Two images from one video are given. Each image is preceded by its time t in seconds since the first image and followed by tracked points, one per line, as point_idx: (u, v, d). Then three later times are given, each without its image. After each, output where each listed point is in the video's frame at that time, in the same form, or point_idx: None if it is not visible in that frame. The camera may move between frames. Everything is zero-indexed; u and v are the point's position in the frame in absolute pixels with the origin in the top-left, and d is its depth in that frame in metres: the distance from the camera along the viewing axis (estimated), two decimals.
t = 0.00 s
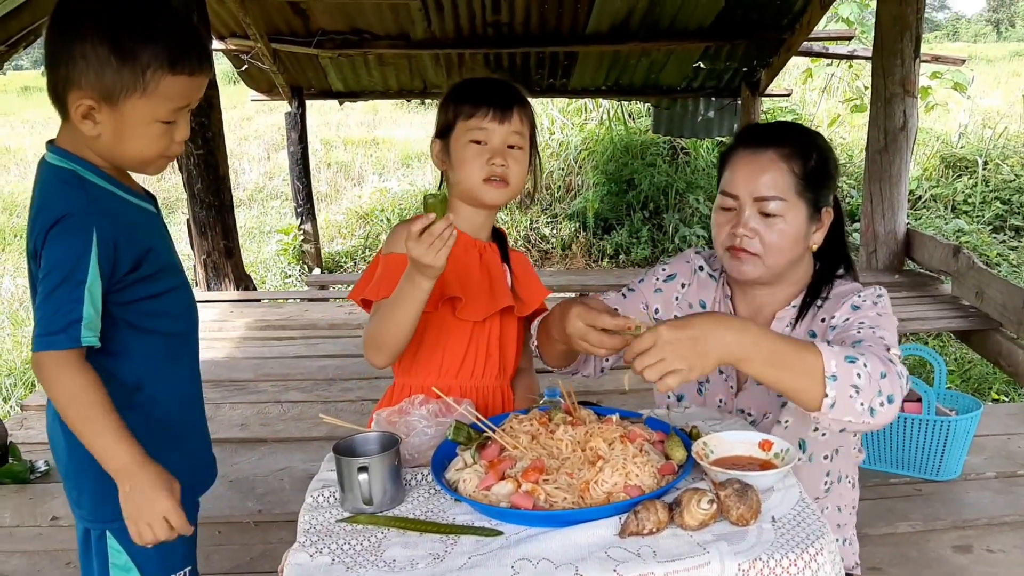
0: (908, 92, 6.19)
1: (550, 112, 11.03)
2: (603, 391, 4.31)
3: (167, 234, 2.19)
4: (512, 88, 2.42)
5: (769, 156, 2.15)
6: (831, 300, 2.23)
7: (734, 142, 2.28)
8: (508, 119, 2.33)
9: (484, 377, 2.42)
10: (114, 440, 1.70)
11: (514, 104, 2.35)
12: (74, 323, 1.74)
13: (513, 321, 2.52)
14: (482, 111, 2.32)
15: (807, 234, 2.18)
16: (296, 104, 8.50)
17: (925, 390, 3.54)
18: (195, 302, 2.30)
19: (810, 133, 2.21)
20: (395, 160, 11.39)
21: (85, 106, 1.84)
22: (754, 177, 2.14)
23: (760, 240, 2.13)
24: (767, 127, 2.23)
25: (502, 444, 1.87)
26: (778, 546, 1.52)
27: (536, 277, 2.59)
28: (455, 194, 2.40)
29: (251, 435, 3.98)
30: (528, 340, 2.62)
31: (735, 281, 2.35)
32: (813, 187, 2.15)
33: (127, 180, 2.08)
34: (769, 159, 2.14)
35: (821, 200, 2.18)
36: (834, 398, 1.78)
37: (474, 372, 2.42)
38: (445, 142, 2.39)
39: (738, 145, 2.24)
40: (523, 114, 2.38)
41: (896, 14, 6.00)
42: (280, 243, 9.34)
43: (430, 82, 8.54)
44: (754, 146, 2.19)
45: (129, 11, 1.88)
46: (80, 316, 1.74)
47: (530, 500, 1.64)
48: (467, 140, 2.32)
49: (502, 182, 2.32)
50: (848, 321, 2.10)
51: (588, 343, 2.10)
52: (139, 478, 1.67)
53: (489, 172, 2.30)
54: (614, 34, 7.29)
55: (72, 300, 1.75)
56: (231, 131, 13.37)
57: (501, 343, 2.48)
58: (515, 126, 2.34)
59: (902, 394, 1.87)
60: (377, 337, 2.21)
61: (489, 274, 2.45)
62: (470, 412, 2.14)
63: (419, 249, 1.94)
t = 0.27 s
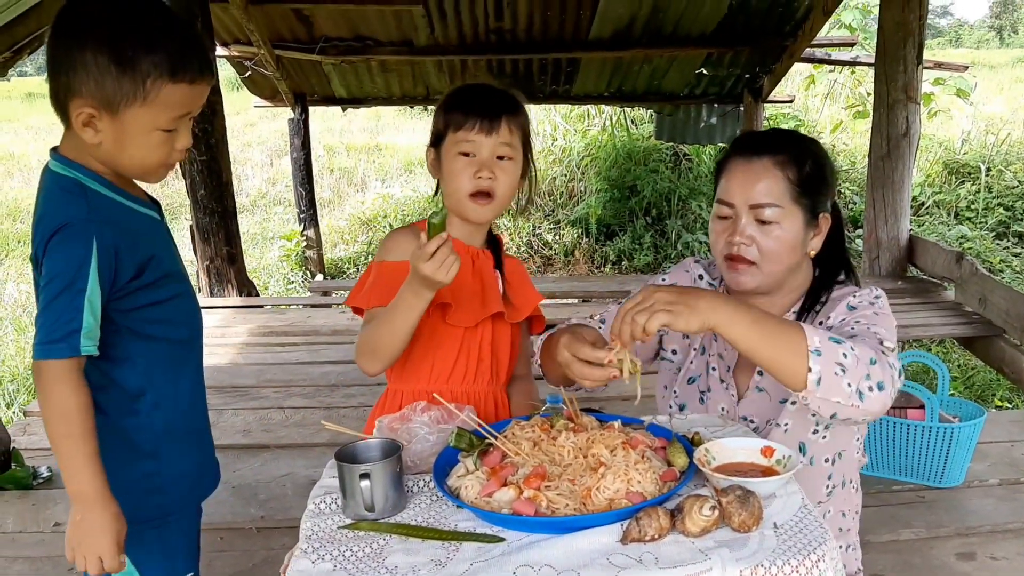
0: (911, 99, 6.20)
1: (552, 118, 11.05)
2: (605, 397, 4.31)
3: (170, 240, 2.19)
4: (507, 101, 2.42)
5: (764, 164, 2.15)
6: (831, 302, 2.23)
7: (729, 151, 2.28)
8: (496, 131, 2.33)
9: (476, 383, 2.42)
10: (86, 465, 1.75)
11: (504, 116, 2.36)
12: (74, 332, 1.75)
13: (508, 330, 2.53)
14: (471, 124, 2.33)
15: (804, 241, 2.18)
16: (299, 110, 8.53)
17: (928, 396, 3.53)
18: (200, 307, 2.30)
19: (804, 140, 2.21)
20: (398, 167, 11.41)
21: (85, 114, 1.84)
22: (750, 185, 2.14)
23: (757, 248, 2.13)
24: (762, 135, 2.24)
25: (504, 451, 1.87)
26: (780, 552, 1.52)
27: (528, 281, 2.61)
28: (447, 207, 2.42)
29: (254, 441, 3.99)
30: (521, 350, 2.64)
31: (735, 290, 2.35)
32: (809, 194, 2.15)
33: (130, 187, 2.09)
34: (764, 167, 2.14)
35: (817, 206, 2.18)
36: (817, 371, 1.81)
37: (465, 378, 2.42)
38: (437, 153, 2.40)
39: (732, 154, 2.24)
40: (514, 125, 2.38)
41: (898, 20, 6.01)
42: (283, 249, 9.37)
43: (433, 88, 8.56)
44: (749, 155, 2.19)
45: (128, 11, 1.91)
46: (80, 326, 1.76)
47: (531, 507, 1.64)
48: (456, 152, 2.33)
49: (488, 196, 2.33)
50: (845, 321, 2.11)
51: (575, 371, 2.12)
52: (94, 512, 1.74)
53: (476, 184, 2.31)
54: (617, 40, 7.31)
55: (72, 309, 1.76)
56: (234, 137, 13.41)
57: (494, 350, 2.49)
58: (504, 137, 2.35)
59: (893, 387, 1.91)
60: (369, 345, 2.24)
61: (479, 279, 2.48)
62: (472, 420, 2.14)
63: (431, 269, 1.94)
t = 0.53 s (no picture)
0: (912, 105, 6.20)
1: (554, 125, 11.07)
2: (606, 402, 4.31)
3: (169, 242, 2.20)
4: (484, 104, 2.40)
5: (760, 165, 2.16)
6: (836, 315, 2.21)
7: (728, 154, 2.30)
8: (464, 134, 2.33)
9: (459, 387, 2.44)
10: (91, 468, 1.75)
11: (476, 119, 2.36)
12: (77, 335, 1.76)
13: (490, 330, 2.52)
14: (440, 128, 2.33)
15: (802, 243, 2.17)
16: (301, 116, 8.54)
17: (930, 402, 3.52)
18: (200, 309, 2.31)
19: (803, 143, 2.22)
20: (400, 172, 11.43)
21: (84, 116, 1.85)
22: (745, 186, 2.16)
23: (751, 247, 2.14)
24: (761, 139, 2.25)
25: (505, 454, 1.87)
26: (781, 556, 1.51)
27: (510, 282, 2.57)
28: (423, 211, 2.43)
29: (254, 446, 3.99)
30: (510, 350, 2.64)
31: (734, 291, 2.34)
32: (806, 196, 2.16)
33: (129, 191, 2.09)
34: (760, 168, 2.16)
35: (815, 209, 2.18)
36: (823, 408, 1.81)
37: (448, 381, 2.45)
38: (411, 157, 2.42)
39: (732, 156, 2.26)
40: (484, 126, 2.37)
41: (900, 27, 6.02)
42: (284, 255, 9.39)
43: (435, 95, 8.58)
44: (746, 157, 2.21)
45: (128, 10, 1.92)
46: (84, 329, 1.76)
47: (532, 509, 1.64)
48: (426, 156, 2.34)
49: (456, 199, 2.34)
50: (853, 341, 2.09)
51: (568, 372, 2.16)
52: (99, 514, 1.74)
53: (444, 188, 2.32)
54: (618, 47, 7.33)
55: (73, 312, 1.76)
56: (236, 143, 13.44)
57: (477, 351, 2.50)
58: (473, 140, 2.34)
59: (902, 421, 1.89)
60: (346, 357, 2.28)
61: (457, 282, 2.47)
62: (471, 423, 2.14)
63: (400, 274, 2.01)
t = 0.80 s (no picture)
0: (914, 111, 6.20)
1: (556, 130, 11.09)
2: (606, 407, 4.30)
3: (168, 243, 2.20)
4: (449, 101, 2.39)
5: (768, 170, 2.16)
6: (846, 331, 2.20)
7: (735, 156, 2.29)
8: (432, 135, 2.33)
9: (459, 391, 2.46)
10: (93, 468, 1.75)
11: (444, 116, 2.36)
12: (79, 335, 1.76)
13: (486, 333, 2.52)
14: (408, 132, 2.34)
15: (806, 251, 2.18)
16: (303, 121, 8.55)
17: (931, 407, 3.52)
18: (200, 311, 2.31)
19: (811, 148, 2.21)
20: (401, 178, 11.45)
21: (79, 115, 1.86)
22: (753, 190, 2.15)
23: (757, 253, 2.14)
24: (769, 142, 2.24)
25: (504, 457, 1.87)
26: (780, 559, 1.51)
27: (504, 282, 2.55)
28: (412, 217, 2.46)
29: (255, 450, 3.98)
30: (512, 352, 2.64)
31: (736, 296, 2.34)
32: (814, 204, 2.16)
33: (127, 192, 2.09)
34: (769, 173, 2.16)
35: (822, 217, 2.18)
36: (857, 451, 1.80)
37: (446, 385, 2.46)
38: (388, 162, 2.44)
39: (739, 160, 2.25)
40: (452, 125, 2.37)
41: (901, 32, 6.03)
42: (286, 260, 9.35)
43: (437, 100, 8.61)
44: (754, 161, 2.20)
45: (125, 10, 1.94)
46: (85, 329, 1.77)
47: (531, 512, 1.64)
48: (401, 161, 2.36)
49: (440, 201, 2.35)
50: (867, 366, 2.06)
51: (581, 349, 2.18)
52: (105, 515, 1.73)
53: (423, 192, 2.34)
54: (620, 53, 7.35)
55: (74, 312, 1.77)
56: (238, 148, 13.48)
57: (473, 354, 2.50)
58: (441, 139, 2.34)
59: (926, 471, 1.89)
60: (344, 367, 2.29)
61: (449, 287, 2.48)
62: (471, 426, 2.14)
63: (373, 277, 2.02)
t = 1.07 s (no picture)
0: (914, 117, 6.21)
1: (557, 137, 11.12)
2: (607, 413, 4.30)
3: (166, 249, 2.22)
4: (443, 114, 2.42)
5: (779, 171, 2.19)
6: (853, 352, 2.19)
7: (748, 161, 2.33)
8: (417, 141, 2.37)
9: (456, 397, 2.50)
10: (93, 475, 1.76)
11: (436, 128, 2.39)
12: (76, 341, 1.77)
13: (483, 338, 2.55)
14: (397, 138, 2.39)
15: (806, 256, 2.17)
16: (305, 127, 8.58)
17: (931, 413, 3.51)
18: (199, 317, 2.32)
19: (821, 159, 2.25)
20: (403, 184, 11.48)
21: (78, 122, 1.87)
22: (762, 188, 2.18)
23: (759, 247, 2.13)
24: (780, 150, 2.28)
25: (502, 463, 1.87)
26: (777, 566, 1.52)
27: (500, 290, 2.55)
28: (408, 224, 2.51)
29: (255, 456, 3.99)
30: (512, 357, 2.64)
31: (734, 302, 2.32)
32: (819, 209, 2.18)
33: (124, 198, 2.10)
34: (781, 172, 2.19)
35: (827, 223, 2.19)
36: (890, 504, 1.80)
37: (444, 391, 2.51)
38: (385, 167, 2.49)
39: (751, 162, 2.29)
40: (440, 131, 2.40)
41: (901, 39, 6.07)
42: (288, 266, 9.31)
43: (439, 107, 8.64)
44: (765, 163, 2.24)
45: (121, 16, 1.95)
46: (83, 335, 1.78)
47: (528, 518, 1.64)
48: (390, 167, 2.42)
49: (422, 209, 2.36)
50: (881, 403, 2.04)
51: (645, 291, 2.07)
52: (96, 523, 1.74)
53: (404, 199, 2.37)
54: (620, 59, 7.38)
55: (72, 319, 1.78)
56: (241, 155, 13.52)
57: (471, 359, 2.54)
58: (425, 145, 2.37)
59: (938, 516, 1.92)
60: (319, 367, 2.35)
61: (443, 295, 2.50)
62: (469, 433, 2.15)
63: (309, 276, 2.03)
